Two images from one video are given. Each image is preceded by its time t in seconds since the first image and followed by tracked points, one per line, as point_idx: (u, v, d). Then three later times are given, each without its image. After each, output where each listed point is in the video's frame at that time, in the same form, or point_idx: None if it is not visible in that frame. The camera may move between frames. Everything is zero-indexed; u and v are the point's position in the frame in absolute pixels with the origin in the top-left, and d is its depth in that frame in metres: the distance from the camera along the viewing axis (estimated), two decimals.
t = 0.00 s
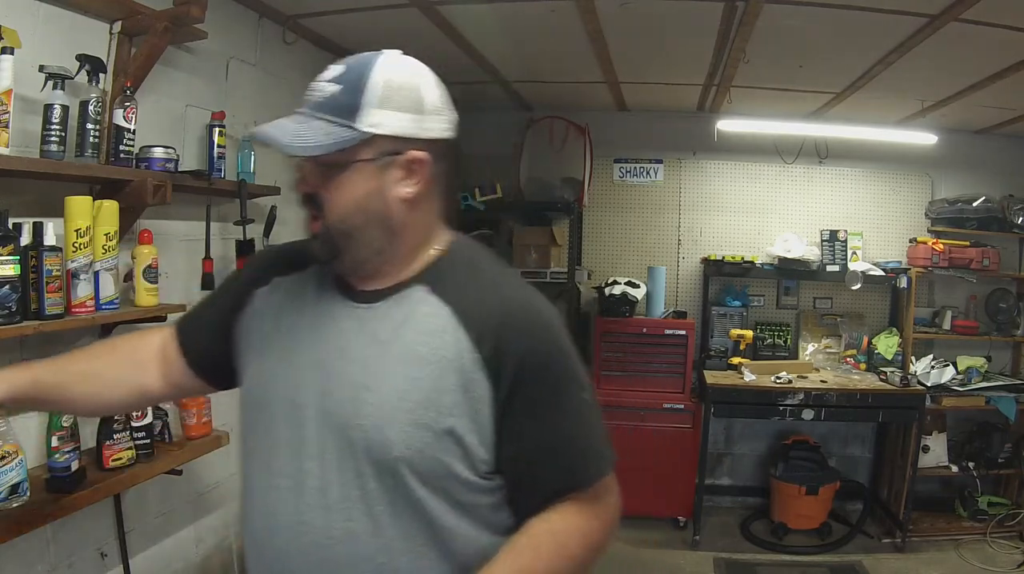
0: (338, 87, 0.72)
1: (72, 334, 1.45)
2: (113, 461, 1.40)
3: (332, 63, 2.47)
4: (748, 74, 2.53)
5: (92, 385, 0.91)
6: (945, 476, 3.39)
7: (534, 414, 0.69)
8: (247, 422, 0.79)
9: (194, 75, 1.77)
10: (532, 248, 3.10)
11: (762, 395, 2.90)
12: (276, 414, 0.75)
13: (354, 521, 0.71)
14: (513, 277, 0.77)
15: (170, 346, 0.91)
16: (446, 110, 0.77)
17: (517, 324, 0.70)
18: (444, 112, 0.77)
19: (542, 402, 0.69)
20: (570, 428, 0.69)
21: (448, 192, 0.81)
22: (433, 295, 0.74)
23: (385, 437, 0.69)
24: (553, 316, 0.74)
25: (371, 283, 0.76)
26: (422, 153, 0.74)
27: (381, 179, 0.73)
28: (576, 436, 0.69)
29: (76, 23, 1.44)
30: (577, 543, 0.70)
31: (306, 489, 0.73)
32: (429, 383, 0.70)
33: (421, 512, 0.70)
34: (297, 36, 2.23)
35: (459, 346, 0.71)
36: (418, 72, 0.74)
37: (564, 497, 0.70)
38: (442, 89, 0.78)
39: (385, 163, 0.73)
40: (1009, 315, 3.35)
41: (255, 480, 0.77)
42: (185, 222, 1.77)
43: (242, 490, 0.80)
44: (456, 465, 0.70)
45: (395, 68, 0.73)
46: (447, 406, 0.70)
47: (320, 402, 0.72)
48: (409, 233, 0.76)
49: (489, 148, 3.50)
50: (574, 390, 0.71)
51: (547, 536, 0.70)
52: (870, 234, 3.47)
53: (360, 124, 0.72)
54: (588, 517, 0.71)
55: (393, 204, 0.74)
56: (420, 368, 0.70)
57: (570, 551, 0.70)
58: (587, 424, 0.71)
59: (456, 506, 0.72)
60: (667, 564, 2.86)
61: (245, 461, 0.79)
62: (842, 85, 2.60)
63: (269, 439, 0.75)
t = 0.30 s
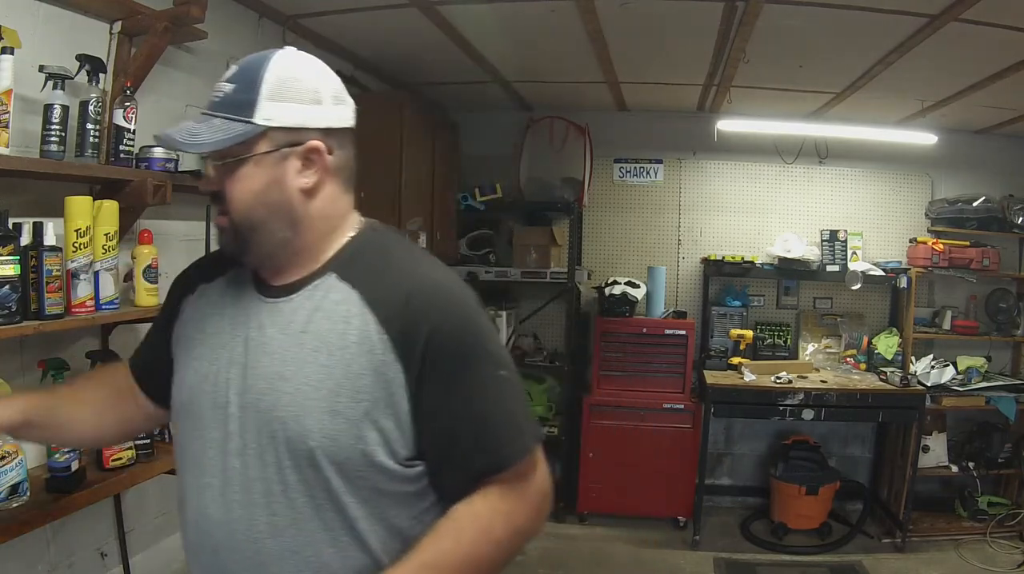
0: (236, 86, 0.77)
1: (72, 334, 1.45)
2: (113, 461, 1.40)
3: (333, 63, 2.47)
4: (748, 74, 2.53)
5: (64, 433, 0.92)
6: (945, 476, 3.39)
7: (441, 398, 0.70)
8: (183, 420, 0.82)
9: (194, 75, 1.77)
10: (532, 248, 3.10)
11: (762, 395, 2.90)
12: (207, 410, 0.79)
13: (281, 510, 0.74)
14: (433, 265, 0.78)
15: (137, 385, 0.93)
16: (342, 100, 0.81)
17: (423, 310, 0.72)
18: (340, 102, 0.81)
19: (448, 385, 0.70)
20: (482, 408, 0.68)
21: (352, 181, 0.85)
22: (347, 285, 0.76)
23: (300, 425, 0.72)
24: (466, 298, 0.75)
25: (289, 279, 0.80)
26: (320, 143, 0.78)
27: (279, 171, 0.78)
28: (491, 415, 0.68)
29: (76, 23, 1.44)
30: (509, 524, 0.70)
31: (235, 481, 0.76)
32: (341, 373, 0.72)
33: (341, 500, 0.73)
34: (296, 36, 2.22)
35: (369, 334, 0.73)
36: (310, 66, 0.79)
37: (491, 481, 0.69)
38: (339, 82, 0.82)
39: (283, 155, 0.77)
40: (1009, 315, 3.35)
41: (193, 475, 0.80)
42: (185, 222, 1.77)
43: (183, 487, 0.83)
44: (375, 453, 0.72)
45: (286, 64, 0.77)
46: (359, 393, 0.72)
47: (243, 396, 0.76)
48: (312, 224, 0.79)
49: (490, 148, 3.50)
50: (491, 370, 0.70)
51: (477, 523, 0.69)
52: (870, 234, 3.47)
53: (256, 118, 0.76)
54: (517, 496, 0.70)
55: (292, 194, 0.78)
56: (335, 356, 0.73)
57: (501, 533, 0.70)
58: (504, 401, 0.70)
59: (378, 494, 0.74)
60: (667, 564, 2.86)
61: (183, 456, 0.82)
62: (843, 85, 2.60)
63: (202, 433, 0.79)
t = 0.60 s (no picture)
0: (236, 80, 0.81)
1: (72, 334, 1.45)
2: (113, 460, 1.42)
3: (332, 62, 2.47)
4: (748, 74, 2.53)
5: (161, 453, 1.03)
6: (945, 476, 3.39)
7: (429, 400, 0.70)
8: (184, 410, 0.85)
9: (193, 75, 1.77)
10: (532, 248, 3.10)
11: (762, 395, 2.90)
12: (205, 402, 0.82)
13: (264, 506, 0.76)
14: (432, 268, 0.78)
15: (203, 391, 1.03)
16: (341, 97, 0.83)
17: (415, 312, 0.72)
18: (339, 99, 0.83)
19: (436, 387, 0.70)
20: (472, 413, 0.69)
21: (353, 180, 0.86)
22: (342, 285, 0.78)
23: (286, 422, 0.74)
24: (464, 303, 0.75)
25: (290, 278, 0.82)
26: (314, 138, 0.80)
27: (273, 165, 0.80)
28: (482, 420, 0.69)
29: (76, 24, 1.44)
30: (497, 535, 0.69)
31: (224, 474, 0.78)
32: (329, 372, 0.73)
33: (323, 500, 0.73)
34: (297, 36, 2.22)
35: (360, 335, 0.74)
36: (310, 64, 0.81)
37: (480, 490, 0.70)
38: (341, 80, 0.84)
39: (278, 150, 0.80)
40: (1009, 315, 3.34)
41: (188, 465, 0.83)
42: (184, 222, 1.77)
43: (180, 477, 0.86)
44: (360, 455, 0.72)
45: (284, 61, 0.80)
46: (344, 394, 0.73)
47: (238, 389, 0.78)
48: (304, 219, 0.81)
49: (490, 148, 3.50)
50: (483, 376, 0.70)
51: (463, 531, 0.68)
52: (870, 234, 3.47)
53: (252, 111, 0.79)
54: (507, 508, 0.70)
55: (285, 189, 0.80)
56: (324, 355, 0.74)
57: (487, 544, 0.69)
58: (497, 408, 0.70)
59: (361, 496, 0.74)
60: (667, 564, 2.86)
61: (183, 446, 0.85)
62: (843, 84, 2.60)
63: (199, 424, 0.82)
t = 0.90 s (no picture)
0: (322, 73, 0.76)
1: (72, 334, 1.45)
2: (114, 461, 1.40)
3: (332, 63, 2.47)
4: (747, 74, 2.53)
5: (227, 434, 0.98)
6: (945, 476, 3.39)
7: (499, 409, 0.64)
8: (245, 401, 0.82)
9: (193, 75, 1.77)
10: (532, 248, 3.10)
11: (762, 395, 2.90)
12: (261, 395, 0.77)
13: (309, 512, 0.69)
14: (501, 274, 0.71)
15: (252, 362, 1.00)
16: (429, 101, 0.76)
17: (487, 320, 0.66)
18: (422, 101, 0.76)
19: (506, 395, 0.64)
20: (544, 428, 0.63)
21: (435, 183, 0.79)
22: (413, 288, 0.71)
23: (340, 420, 0.67)
24: (532, 309, 0.69)
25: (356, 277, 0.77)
26: (394, 137, 0.73)
27: (352, 160, 0.75)
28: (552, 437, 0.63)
29: (76, 24, 1.44)
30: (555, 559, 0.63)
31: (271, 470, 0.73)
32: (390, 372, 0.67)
33: (372, 510, 0.67)
34: (297, 36, 2.22)
35: (426, 336, 0.67)
36: (397, 64, 0.75)
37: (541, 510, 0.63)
38: (428, 82, 0.77)
39: (357, 145, 0.74)
40: (1009, 315, 3.35)
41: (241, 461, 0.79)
42: (184, 222, 1.77)
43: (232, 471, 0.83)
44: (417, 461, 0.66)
45: (373, 58, 0.75)
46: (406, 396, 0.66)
47: (299, 384, 0.73)
48: (379, 218, 0.75)
49: (490, 148, 3.50)
50: (557, 394, 0.64)
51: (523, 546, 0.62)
52: (870, 234, 3.47)
53: (332, 106, 0.74)
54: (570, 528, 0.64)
55: (362, 186, 0.75)
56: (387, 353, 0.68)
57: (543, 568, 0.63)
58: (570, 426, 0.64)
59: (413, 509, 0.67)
60: (667, 564, 2.86)
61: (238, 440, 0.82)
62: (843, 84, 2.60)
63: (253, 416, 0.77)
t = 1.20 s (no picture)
0: (409, 78, 0.72)
1: (72, 334, 1.45)
2: (113, 460, 1.40)
3: (333, 63, 2.47)
4: (747, 74, 2.53)
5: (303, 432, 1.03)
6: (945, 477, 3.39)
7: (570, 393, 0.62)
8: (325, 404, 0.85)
9: (194, 75, 1.77)
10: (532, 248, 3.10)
11: (762, 395, 2.90)
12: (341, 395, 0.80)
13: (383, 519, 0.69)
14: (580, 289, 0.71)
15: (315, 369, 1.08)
16: (520, 105, 0.73)
17: (576, 322, 0.66)
18: (515, 106, 0.72)
19: (577, 398, 0.61)
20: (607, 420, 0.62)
21: (521, 186, 0.76)
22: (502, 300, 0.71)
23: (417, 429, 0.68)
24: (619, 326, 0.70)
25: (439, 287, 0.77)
26: (490, 146, 0.70)
27: (446, 172, 0.70)
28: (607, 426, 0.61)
29: (76, 24, 1.44)
30: (574, 512, 0.54)
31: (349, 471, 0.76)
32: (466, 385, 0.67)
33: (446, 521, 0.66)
34: (297, 36, 2.22)
35: (508, 342, 0.67)
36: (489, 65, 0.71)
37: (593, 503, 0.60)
38: (519, 82, 0.73)
39: (450, 156, 0.70)
40: (1009, 315, 3.34)
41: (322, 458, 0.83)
42: (184, 222, 1.77)
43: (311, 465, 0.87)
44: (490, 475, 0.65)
45: (464, 58, 0.71)
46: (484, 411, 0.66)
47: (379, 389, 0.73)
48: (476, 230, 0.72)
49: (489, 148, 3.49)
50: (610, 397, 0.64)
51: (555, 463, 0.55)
52: (870, 234, 3.47)
53: (424, 114, 0.70)
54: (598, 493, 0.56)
55: (458, 199, 0.71)
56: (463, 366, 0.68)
57: (558, 513, 0.53)
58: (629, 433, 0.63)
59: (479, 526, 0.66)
60: (667, 564, 2.86)
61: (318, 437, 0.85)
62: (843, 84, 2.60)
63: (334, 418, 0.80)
